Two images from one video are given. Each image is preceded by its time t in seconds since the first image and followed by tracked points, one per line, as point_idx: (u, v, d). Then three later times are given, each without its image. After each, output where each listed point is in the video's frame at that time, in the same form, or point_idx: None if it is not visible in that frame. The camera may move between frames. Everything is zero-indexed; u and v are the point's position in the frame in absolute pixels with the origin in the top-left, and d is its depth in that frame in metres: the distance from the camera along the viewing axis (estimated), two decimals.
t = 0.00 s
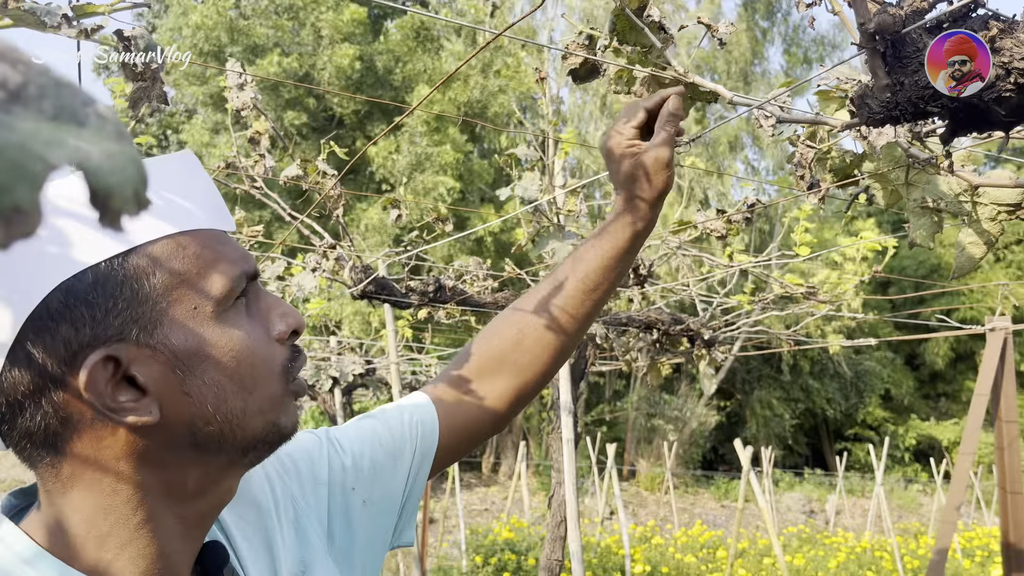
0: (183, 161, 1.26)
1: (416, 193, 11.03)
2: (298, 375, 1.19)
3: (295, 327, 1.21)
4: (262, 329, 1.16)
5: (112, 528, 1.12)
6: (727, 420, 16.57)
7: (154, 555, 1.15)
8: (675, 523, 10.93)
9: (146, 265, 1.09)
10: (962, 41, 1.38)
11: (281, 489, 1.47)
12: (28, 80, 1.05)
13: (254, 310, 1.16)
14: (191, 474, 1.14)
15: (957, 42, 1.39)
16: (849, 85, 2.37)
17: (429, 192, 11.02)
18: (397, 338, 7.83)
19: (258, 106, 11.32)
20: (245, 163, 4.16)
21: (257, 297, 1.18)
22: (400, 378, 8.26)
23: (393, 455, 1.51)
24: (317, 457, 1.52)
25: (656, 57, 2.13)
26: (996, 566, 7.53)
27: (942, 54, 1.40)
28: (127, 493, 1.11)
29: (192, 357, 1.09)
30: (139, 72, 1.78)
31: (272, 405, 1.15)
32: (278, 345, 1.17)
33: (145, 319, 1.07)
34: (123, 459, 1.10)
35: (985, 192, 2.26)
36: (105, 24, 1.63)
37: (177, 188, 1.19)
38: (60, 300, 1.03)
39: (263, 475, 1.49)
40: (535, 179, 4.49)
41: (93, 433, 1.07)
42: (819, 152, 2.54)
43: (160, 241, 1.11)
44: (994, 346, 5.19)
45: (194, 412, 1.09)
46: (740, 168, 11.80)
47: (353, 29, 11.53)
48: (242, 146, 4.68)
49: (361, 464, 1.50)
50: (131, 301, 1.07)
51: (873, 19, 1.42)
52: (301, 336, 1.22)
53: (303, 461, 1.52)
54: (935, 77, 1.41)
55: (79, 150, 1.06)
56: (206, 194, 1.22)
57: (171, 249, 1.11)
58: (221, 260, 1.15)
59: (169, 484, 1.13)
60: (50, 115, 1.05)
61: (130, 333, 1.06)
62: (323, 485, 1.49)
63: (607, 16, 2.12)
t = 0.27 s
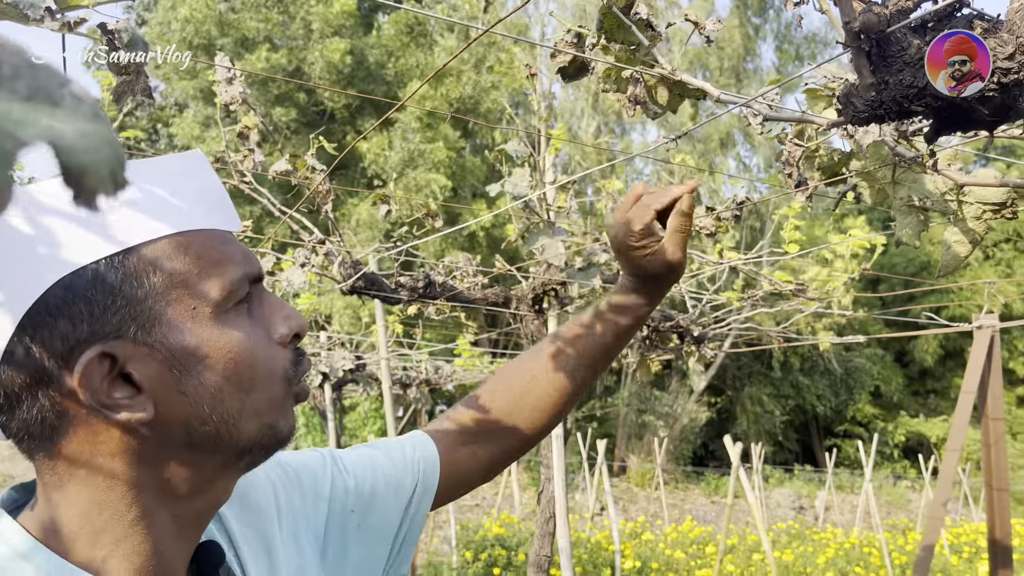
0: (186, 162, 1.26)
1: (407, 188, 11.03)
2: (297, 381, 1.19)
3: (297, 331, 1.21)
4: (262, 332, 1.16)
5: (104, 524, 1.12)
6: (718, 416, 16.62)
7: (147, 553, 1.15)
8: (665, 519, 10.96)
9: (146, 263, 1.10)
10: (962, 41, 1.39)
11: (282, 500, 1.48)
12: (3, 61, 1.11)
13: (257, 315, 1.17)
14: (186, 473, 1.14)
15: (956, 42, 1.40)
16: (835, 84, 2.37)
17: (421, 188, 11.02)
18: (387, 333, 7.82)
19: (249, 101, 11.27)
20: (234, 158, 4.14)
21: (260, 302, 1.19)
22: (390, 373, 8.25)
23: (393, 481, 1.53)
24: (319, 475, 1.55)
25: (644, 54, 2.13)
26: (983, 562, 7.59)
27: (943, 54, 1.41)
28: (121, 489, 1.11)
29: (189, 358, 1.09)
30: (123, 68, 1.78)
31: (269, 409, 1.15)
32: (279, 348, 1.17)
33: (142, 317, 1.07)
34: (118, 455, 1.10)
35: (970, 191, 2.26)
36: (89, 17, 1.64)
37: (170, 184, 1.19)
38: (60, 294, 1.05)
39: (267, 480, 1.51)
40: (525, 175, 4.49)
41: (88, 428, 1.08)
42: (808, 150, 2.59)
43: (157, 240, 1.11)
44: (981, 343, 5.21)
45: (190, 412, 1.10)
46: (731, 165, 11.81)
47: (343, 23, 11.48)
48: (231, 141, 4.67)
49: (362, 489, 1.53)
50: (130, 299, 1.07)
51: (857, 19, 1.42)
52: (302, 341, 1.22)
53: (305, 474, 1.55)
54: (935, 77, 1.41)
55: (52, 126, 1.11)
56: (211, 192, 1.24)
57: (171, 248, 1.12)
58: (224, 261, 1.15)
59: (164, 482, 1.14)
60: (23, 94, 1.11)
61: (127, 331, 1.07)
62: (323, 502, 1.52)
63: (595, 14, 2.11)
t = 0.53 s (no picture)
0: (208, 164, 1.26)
1: (398, 186, 11.02)
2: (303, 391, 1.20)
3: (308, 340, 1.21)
4: (272, 338, 1.17)
5: (105, 511, 1.14)
6: (707, 415, 16.66)
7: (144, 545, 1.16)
8: (654, 517, 10.99)
9: (157, 257, 1.11)
10: (962, 41, 1.38)
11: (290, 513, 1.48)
12: None
13: (270, 320, 1.18)
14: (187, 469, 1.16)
15: (956, 42, 1.39)
16: (822, 84, 2.37)
17: (412, 185, 11.01)
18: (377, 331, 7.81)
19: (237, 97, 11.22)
20: (222, 155, 4.13)
21: (273, 307, 1.19)
22: (380, 371, 8.24)
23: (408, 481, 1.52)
24: (330, 485, 1.55)
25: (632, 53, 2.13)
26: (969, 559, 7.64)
27: (944, 54, 1.40)
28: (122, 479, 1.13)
29: (194, 355, 1.11)
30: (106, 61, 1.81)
31: (271, 415, 1.16)
32: (288, 354, 1.18)
33: (148, 311, 1.09)
34: (119, 445, 1.12)
35: (955, 190, 2.27)
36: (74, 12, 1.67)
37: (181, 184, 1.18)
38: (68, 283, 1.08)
39: (278, 487, 1.51)
40: (514, 172, 4.48)
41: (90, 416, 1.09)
42: (795, 150, 2.58)
43: (168, 237, 1.12)
44: (968, 342, 5.24)
45: (192, 408, 1.11)
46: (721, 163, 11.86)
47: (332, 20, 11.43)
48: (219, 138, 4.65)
49: (372, 499, 1.51)
50: (137, 292, 1.09)
51: (842, 18, 1.43)
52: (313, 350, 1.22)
53: (317, 483, 1.54)
54: (935, 77, 1.41)
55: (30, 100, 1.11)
56: (235, 194, 1.25)
57: (184, 244, 1.13)
58: (238, 263, 1.17)
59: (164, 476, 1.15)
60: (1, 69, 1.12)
61: (134, 323, 1.09)
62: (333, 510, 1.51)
63: (583, 12, 2.10)
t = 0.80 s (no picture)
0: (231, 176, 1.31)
1: (386, 184, 11.00)
2: (298, 404, 1.21)
3: (308, 354, 1.23)
4: (271, 348, 1.18)
5: (91, 504, 1.15)
6: (695, 414, 16.70)
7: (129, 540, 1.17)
8: (641, 517, 11.01)
9: (160, 255, 1.15)
10: (962, 41, 1.40)
11: (286, 547, 1.51)
12: None
13: (272, 331, 1.20)
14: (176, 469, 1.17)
15: (956, 41, 1.40)
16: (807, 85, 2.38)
17: (400, 183, 10.99)
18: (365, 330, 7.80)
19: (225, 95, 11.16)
20: (208, 152, 4.11)
21: (278, 318, 1.22)
22: (368, 370, 8.22)
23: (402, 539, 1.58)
24: (329, 524, 1.59)
25: (617, 53, 2.13)
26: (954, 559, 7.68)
27: (943, 53, 1.41)
28: (112, 473, 1.15)
29: (188, 355, 1.13)
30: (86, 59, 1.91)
31: (260, 422, 1.17)
32: (286, 367, 1.19)
33: (146, 306, 1.13)
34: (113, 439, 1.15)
35: (937, 192, 2.28)
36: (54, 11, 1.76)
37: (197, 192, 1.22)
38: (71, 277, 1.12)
39: (279, 514, 1.56)
40: (501, 172, 4.48)
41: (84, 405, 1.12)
42: (779, 150, 2.59)
43: (173, 240, 1.16)
44: (952, 343, 5.27)
45: (182, 406, 1.14)
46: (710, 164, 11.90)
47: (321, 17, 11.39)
48: (205, 135, 4.63)
49: (366, 555, 1.55)
50: (136, 287, 1.13)
51: (823, 20, 1.43)
52: (314, 365, 1.24)
53: (317, 517, 1.58)
54: (936, 77, 1.41)
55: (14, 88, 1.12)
56: (249, 204, 1.27)
57: (189, 247, 1.17)
58: (241, 270, 1.19)
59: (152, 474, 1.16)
60: None
61: (132, 316, 1.12)
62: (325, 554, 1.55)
63: (568, 11, 2.11)
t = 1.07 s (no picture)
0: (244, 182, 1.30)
1: (371, 182, 10.98)
2: (285, 414, 1.20)
3: (301, 363, 1.22)
4: (264, 353, 1.18)
5: (76, 496, 1.16)
6: (680, 414, 16.75)
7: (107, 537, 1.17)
8: (626, 516, 11.03)
9: (157, 250, 1.16)
10: (962, 41, 1.34)
11: (273, 555, 1.49)
12: None
13: (267, 338, 1.19)
14: (158, 468, 1.16)
15: (957, 41, 1.35)
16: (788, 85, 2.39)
17: (385, 181, 10.97)
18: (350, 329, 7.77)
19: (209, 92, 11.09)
20: (191, 150, 4.09)
21: (273, 325, 1.21)
22: (352, 369, 8.20)
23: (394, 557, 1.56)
24: (319, 535, 1.57)
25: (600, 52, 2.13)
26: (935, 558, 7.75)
27: (943, 54, 1.36)
28: (96, 468, 1.15)
29: (177, 354, 1.13)
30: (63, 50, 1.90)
31: (245, 429, 1.16)
32: (276, 374, 1.19)
33: (139, 303, 1.13)
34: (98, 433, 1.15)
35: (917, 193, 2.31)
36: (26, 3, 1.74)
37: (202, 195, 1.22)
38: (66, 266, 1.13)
39: (270, 522, 1.53)
40: (486, 171, 4.47)
41: (72, 396, 1.13)
42: (762, 150, 2.61)
43: (171, 242, 1.17)
44: (933, 343, 5.31)
45: (168, 405, 1.13)
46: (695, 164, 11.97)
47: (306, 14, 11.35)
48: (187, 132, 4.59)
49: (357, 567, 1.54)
50: (129, 283, 1.14)
51: (803, 20, 1.44)
52: (305, 376, 1.23)
53: (307, 529, 1.56)
54: (936, 77, 1.37)
55: None
56: (255, 209, 1.28)
57: (187, 247, 1.17)
58: (239, 271, 1.19)
59: (135, 471, 1.16)
60: None
61: (124, 310, 1.13)
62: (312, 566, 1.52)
63: (552, 9, 2.11)
